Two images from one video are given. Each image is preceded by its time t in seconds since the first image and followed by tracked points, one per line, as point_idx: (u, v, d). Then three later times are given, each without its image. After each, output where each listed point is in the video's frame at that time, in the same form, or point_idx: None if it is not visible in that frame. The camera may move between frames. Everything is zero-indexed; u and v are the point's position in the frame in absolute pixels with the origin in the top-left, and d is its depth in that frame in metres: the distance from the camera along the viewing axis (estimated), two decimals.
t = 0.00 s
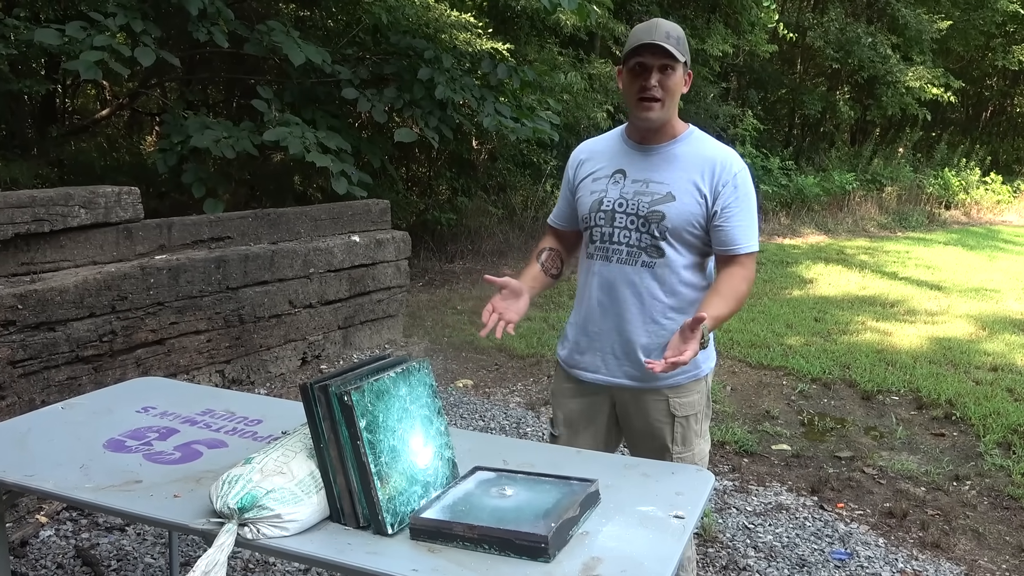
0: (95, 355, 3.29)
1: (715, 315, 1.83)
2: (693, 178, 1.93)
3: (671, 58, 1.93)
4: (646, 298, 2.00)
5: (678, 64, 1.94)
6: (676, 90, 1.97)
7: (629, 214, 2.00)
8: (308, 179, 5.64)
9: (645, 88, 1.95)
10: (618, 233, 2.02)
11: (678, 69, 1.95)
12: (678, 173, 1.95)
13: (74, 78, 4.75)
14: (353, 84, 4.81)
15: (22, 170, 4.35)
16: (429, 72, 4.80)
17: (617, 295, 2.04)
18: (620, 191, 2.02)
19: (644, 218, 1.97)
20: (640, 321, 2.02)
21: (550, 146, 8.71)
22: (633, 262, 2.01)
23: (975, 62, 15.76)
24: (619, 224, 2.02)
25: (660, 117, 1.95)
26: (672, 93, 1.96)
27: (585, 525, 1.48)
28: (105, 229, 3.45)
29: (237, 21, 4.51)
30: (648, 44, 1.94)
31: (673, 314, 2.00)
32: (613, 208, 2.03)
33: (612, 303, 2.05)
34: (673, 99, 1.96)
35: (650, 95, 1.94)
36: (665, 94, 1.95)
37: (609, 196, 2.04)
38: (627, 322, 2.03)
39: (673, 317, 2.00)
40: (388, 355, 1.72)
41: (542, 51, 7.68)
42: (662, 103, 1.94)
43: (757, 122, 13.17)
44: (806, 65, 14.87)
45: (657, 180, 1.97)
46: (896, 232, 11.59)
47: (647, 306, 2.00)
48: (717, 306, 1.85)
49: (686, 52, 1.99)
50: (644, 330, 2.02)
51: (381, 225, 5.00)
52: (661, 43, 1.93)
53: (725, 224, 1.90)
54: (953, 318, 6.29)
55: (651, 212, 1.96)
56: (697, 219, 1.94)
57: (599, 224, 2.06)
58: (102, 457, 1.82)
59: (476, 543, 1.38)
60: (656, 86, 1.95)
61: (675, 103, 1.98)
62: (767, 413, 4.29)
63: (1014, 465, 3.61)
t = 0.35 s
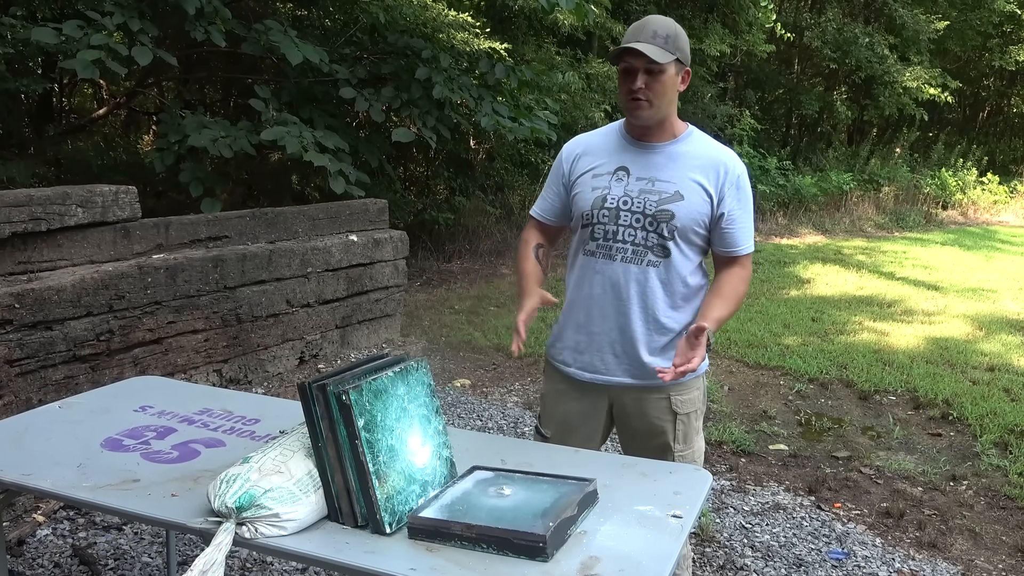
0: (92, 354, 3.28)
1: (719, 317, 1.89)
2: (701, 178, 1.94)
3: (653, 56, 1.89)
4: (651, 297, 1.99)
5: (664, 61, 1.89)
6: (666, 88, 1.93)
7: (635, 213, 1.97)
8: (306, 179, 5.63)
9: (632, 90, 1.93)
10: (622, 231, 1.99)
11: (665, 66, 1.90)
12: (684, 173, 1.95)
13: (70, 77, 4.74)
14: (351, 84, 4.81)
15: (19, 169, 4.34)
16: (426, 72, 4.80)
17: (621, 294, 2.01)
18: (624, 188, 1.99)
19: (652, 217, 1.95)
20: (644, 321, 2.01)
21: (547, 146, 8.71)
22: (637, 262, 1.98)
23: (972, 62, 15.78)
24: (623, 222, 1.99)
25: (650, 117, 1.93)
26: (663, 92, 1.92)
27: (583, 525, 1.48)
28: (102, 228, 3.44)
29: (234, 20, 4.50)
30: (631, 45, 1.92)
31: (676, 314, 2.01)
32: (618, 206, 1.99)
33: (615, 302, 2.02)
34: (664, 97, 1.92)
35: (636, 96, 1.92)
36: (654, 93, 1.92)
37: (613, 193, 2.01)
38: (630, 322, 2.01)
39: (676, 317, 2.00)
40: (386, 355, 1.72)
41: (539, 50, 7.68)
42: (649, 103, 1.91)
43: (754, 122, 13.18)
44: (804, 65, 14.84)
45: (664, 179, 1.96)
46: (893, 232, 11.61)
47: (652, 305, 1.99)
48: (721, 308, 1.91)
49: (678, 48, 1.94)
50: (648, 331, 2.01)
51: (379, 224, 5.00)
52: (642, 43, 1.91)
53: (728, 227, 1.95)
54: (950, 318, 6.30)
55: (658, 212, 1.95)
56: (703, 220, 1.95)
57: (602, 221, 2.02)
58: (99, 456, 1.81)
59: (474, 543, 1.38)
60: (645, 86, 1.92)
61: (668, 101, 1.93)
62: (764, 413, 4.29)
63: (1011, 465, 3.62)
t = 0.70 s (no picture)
0: (90, 354, 3.28)
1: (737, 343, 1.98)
2: (707, 184, 1.95)
3: (648, 61, 1.86)
4: (658, 306, 1.99)
5: (659, 66, 1.86)
6: (663, 94, 1.90)
7: (643, 221, 1.96)
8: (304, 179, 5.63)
9: (628, 95, 1.91)
10: (630, 238, 1.97)
11: (661, 72, 1.87)
12: (690, 179, 1.95)
13: (68, 77, 4.74)
14: (349, 83, 4.81)
15: (17, 169, 4.34)
16: (425, 72, 4.80)
17: (628, 302, 2.00)
18: (632, 195, 1.97)
19: (659, 225, 1.95)
20: (651, 330, 2.01)
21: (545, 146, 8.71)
22: (645, 269, 1.97)
23: (969, 62, 15.80)
24: (631, 230, 1.97)
25: (647, 124, 1.92)
26: (660, 98, 1.90)
27: (582, 524, 1.48)
28: (101, 228, 3.44)
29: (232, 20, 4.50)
30: (626, 50, 1.89)
31: (681, 321, 2.02)
32: (626, 213, 1.97)
33: (621, 310, 2.01)
34: (661, 103, 1.90)
35: (632, 102, 1.91)
36: (650, 98, 1.90)
37: (620, 200, 1.98)
38: (637, 329, 2.01)
39: (681, 324, 2.02)
40: (384, 354, 1.72)
41: (537, 50, 7.69)
42: (645, 110, 1.89)
43: (752, 121, 13.20)
44: (802, 65, 14.83)
45: (670, 185, 1.95)
46: (890, 231, 11.63)
47: (659, 313, 2.00)
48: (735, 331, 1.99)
49: (676, 51, 1.90)
50: (654, 338, 2.01)
51: (377, 224, 5.00)
52: (636, 48, 1.88)
53: (733, 233, 1.97)
54: (947, 317, 6.31)
55: (666, 220, 1.95)
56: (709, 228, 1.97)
57: (608, 229, 1.99)
58: (98, 456, 1.81)
59: (473, 542, 1.39)
60: (640, 91, 1.90)
61: (665, 107, 1.91)
62: (762, 412, 4.30)
63: (1008, 464, 3.62)
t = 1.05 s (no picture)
0: (89, 354, 3.28)
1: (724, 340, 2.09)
2: (666, 181, 1.94)
3: (607, 52, 1.84)
4: (628, 311, 1.97)
5: (616, 57, 1.85)
6: (622, 85, 1.87)
7: (608, 226, 1.93)
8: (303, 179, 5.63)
9: (588, 91, 1.87)
10: (598, 245, 1.93)
11: (619, 62, 1.86)
12: (649, 177, 1.93)
13: (67, 77, 4.74)
14: (348, 84, 4.81)
15: (15, 170, 4.33)
16: (424, 72, 4.80)
17: (600, 310, 1.98)
18: (594, 202, 1.93)
19: (626, 228, 1.93)
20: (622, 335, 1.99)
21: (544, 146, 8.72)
22: (616, 274, 1.95)
23: (967, 63, 15.83)
24: (597, 237, 1.93)
25: (611, 118, 1.88)
26: (618, 90, 1.87)
27: (581, 523, 1.48)
28: (100, 228, 3.44)
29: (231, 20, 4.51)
30: (581, 45, 1.85)
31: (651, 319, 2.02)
32: (591, 220, 1.93)
33: (593, 318, 1.98)
34: (620, 96, 1.87)
35: (594, 97, 1.86)
36: (611, 91, 1.87)
37: (582, 207, 1.93)
38: (609, 335, 1.99)
39: (651, 322, 2.02)
40: (384, 354, 1.72)
41: (536, 51, 7.70)
42: (609, 104, 1.86)
43: (750, 122, 13.23)
44: (800, 66, 14.87)
45: (631, 186, 1.92)
46: (888, 232, 11.64)
47: (628, 318, 1.98)
48: (717, 330, 2.09)
49: (626, 42, 1.89)
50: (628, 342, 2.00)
51: (376, 225, 5.00)
52: (591, 41, 1.84)
53: (693, 224, 1.99)
54: (946, 318, 6.32)
55: (632, 222, 1.93)
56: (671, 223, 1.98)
57: (574, 238, 1.94)
58: (98, 456, 1.82)
59: (473, 542, 1.39)
60: (601, 86, 1.87)
61: (624, 99, 1.89)
62: (761, 413, 4.30)
63: (1006, 465, 3.63)
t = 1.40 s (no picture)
0: (89, 356, 3.28)
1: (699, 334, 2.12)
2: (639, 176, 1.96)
3: (581, 59, 1.87)
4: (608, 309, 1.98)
5: (589, 63, 1.88)
6: (592, 90, 1.91)
7: (584, 225, 1.93)
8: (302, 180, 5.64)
9: (563, 96, 1.88)
10: (575, 245, 1.94)
11: (591, 68, 1.89)
12: (622, 174, 1.95)
13: (66, 78, 4.74)
14: (347, 85, 4.82)
15: (14, 171, 4.33)
16: (423, 73, 4.81)
17: (579, 310, 1.99)
18: (569, 202, 1.93)
19: (603, 226, 1.94)
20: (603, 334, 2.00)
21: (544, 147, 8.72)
22: (595, 273, 1.97)
23: (965, 64, 15.84)
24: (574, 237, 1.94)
25: (585, 123, 1.90)
26: (590, 95, 1.90)
27: (581, 524, 1.49)
28: (99, 229, 3.44)
29: (230, 22, 4.51)
30: (555, 51, 1.86)
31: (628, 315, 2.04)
32: (567, 221, 1.93)
33: (572, 318, 1.99)
34: (591, 100, 1.90)
35: (569, 102, 1.87)
36: (583, 97, 1.89)
37: (557, 209, 1.93)
38: (589, 334, 2.00)
39: (629, 318, 2.04)
40: (384, 355, 1.72)
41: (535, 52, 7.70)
42: (583, 109, 1.88)
43: (749, 123, 13.24)
44: (798, 67, 14.88)
45: (605, 183, 1.94)
46: (887, 233, 11.66)
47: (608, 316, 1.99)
48: (691, 323, 2.12)
49: (594, 47, 1.92)
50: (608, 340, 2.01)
51: (375, 226, 5.00)
52: (564, 47, 1.86)
53: (666, 217, 2.03)
54: (944, 318, 6.33)
55: (608, 220, 1.94)
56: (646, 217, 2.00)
57: (551, 240, 1.94)
58: (98, 456, 1.82)
59: (473, 542, 1.39)
60: (574, 92, 1.89)
61: (594, 104, 1.92)
62: (760, 413, 4.31)
63: (1005, 465, 3.64)
